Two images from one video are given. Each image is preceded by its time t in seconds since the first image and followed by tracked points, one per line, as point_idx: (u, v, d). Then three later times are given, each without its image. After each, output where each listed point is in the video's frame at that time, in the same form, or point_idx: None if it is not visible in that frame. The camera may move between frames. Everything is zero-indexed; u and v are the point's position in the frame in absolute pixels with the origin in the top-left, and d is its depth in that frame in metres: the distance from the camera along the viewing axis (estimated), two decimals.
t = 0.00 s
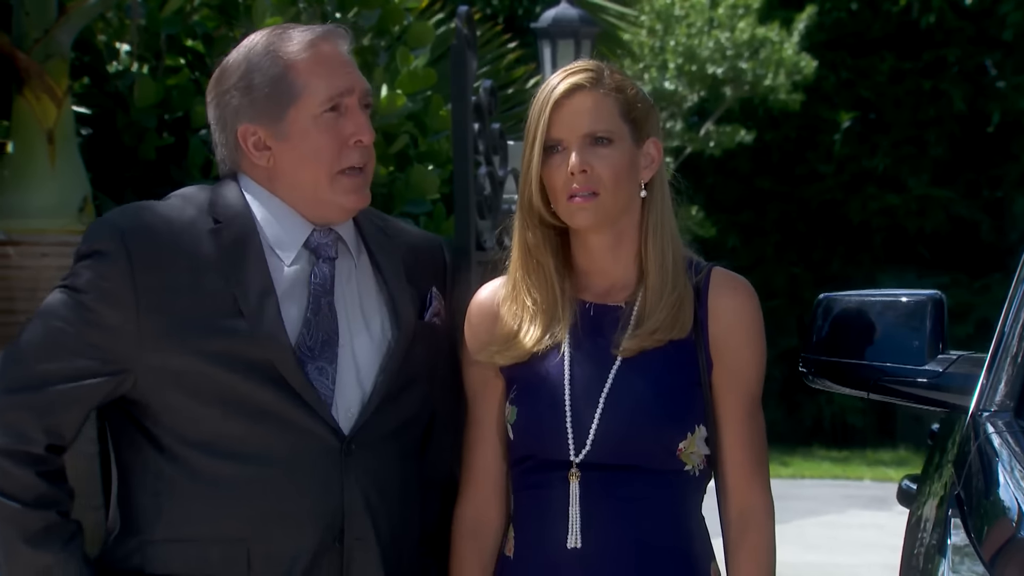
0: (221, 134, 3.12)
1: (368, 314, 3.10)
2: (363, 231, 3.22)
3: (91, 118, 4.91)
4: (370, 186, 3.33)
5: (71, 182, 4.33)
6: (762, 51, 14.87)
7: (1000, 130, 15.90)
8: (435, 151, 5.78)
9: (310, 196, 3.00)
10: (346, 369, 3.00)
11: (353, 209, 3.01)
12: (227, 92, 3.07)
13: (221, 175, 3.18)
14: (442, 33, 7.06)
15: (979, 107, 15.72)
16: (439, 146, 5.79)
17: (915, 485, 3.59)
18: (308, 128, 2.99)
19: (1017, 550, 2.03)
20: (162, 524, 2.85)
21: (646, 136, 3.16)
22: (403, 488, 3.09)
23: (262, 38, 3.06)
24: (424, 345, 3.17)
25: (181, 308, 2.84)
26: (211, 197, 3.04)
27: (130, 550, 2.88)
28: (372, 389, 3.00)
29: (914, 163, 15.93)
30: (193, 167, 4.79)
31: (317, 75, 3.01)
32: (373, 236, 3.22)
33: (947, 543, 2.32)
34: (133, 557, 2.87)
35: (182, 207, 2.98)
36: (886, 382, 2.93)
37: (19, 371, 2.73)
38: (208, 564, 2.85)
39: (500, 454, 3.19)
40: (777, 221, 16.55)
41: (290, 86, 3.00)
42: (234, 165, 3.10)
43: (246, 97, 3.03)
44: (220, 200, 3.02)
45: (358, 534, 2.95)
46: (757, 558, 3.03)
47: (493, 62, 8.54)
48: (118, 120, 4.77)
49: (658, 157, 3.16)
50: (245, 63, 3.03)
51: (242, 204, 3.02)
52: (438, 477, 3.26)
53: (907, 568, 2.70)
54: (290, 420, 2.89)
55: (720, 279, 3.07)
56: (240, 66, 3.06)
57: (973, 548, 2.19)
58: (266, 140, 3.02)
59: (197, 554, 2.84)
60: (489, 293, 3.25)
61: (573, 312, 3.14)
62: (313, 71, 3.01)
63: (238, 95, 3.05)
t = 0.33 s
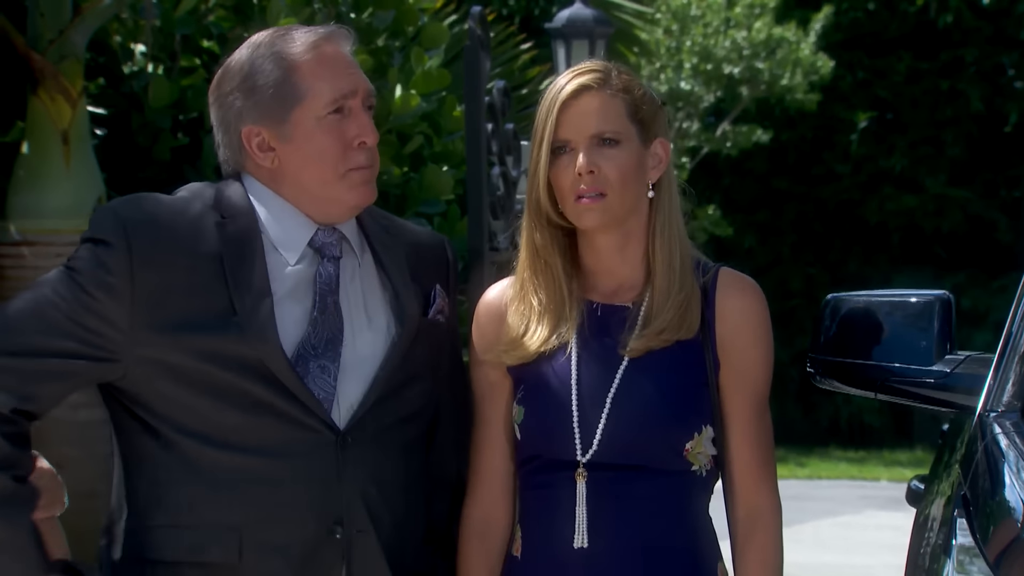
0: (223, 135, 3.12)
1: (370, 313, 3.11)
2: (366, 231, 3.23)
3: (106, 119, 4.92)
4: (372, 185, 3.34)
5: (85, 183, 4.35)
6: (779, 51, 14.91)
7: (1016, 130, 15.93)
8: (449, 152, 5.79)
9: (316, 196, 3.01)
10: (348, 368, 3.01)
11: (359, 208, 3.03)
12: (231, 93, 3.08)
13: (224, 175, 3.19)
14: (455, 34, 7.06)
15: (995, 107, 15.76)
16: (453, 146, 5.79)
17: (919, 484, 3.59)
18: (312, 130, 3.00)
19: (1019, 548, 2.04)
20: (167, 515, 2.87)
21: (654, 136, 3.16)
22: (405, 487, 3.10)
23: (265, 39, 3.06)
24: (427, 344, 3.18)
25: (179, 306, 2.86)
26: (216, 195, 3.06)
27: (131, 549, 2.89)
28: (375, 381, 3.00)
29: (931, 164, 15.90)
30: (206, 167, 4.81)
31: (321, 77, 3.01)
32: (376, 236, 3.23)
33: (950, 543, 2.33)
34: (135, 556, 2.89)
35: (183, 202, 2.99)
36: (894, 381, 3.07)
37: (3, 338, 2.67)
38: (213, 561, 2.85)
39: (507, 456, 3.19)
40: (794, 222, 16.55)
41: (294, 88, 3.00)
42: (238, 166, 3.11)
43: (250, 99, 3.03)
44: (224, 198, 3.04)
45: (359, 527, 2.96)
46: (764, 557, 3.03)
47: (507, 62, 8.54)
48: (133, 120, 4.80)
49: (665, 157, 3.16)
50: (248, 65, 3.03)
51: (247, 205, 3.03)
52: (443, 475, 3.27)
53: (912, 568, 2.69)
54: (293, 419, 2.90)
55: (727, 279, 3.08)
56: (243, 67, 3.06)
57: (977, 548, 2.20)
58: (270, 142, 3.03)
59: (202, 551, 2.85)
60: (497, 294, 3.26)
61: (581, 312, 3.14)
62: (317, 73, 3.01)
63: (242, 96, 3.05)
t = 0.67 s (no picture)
0: (227, 138, 3.12)
1: (373, 315, 3.12)
2: (366, 233, 3.24)
3: (120, 120, 4.92)
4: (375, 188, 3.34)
5: (97, 185, 4.37)
6: (793, 51, 15.31)
7: None
8: (462, 153, 5.77)
9: (320, 197, 3.01)
10: (353, 368, 3.02)
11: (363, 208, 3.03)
12: (236, 94, 3.07)
13: (227, 178, 3.18)
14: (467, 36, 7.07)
15: (1011, 108, 16.35)
16: (466, 148, 5.77)
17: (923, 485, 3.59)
18: (316, 132, 3.01)
19: (1018, 549, 2.06)
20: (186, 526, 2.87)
21: (657, 137, 3.15)
22: (409, 488, 3.11)
23: (271, 41, 3.06)
24: (430, 347, 3.18)
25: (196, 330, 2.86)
26: (212, 208, 3.05)
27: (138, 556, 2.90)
28: (380, 391, 3.02)
29: (947, 163, 16.50)
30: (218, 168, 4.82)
31: (325, 78, 3.02)
32: (376, 239, 3.23)
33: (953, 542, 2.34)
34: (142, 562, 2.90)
35: (193, 224, 2.99)
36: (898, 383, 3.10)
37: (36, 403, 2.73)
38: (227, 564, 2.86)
39: (513, 457, 3.21)
40: (809, 222, 16.93)
41: (299, 89, 3.01)
42: (242, 168, 3.10)
43: (255, 99, 3.03)
44: (221, 210, 3.02)
45: (370, 535, 2.97)
46: (769, 555, 3.03)
47: (521, 62, 8.55)
48: (144, 122, 4.81)
49: (669, 158, 3.16)
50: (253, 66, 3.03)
51: (246, 213, 3.02)
52: (444, 478, 3.27)
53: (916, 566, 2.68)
54: (298, 421, 2.91)
55: (732, 280, 3.07)
56: (247, 68, 3.06)
57: (978, 547, 2.21)
58: (274, 142, 3.02)
59: (216, 556, 2.86)
60: (502, 295, 3.26)
61: (585, 312, 3.14)
62: (322, 74, 3.02)
63: (247, 96, 3.05)
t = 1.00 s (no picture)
0: (217, 139, 3.11)
1: (368, 316, 3.12)
2: (360, 234, 3.24)
3: (130, 121, 4.94)
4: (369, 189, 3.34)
5: (106, 184, 4.37)
6: (804, 51, 17.06)
7: None
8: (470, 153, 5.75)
9: (313, 198, 3.01)
10: (353, 369, 3.03)
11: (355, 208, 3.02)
12: (226, 94, 3.06)
13: (218, 180, 3.18)
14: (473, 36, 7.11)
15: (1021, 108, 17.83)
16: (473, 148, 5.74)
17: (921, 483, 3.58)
18: (307, 132, 3.01)
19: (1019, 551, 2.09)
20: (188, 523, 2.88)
21: (656, 138, 3.14)
22: (410, 487, 3.11)
23: (260, 41, 3.06)
24: (427, 347, 3.18)
25: (196, 337, 2.86)
26: (207, 212, 3.05)
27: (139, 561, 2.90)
28: (380, 393, 3.03)
29: (958, 164, 18.03)
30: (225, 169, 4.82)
31: (313, 78, 3.02)
32: (370, 240, 3.24)
33: (951, 543, 2.34)
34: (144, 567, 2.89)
35: (192, 228, 2.99)
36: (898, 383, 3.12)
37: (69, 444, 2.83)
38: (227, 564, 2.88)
39: (513, 458, 3.21)
40: (819, 222, 18.64)
41: (290, 89, 3.01)
42: (232, 170, 3.09)
43: (245, 100, 3.03)
44: (216, 216, 3.02)
45: (373, 538, 2.98)
46: (768, 554, 3.03)
47: (529, 63, 8.60)
48: (154, 122, 4.82)
49: (669, 158, 3.15)
50: (244, 66, 3.02)
51: (243, 218, 3.02)
52: (443, 480, 3.27)
53: (914, 567, 2.65)
54: (300, 422, 2.90)
55: (733, 281, 3.07)
56: (236, 68, 3.06)
57: (977, 548, 2.23)
58: (265, 143, 3.02)
59: (217, 556, 2.87)
60: (502, 295, 3.26)
61: (585, 313, 3.15)
62: (311, 74, 3.02)
63: (237, 96, 3.05)
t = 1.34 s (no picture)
0: (224, 143, 3.06)
1: (371, 318, 3.13)
2: (361, 237, 3.25)
3: (142, 122, 4.94)
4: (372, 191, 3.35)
5: (117, 185, 4.39)
6: (818, 52, 17.35)
7: None
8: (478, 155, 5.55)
9: (326, 207, 3.02)
10: (359, 370, 3.04)
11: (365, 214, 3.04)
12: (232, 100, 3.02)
13: (219, 180, 3.13)
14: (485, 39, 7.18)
15: None
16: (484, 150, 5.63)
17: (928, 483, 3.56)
18: (322, 144, 2.99)
19: (1020, 552, 2.12)
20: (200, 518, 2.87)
21: (658, 138, 3.13)
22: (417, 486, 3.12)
23: (274, 48, 3.00)
24: (430, 348, 3.19)
25: (200, 324, 2.88)
26: (209, 214, 3.06)
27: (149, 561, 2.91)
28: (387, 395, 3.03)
29: (973, 165, 18.17)
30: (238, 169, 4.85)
31: (331, 90, 3.00)
32: (372, 242, 3.25)
33: (952, 544, 2.39)
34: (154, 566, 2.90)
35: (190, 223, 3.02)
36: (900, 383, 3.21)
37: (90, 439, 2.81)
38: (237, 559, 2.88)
39: (516, 458, 3.21)
40: (834, 224, 18.76)
41: (306, 101, 2.98)
42: (240, 175, 3.06)
43: (257, 108, 2.99)
44: (220, 218, 3.02)
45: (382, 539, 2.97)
46: (771, 557, 3.03)
47: (539, 65, 8.62)
48: (164, 124, 4.82)
49: (671, 159, 3.14)
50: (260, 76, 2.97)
51: (244, 217, 3.03)
52: (449, 482, 3.26)
53: (915, 565, 2.67)
54: (311, 422, 2.91)
55: (735, 283, 3.08)
56: (250, 75, 2.99)
57: (979, 548, 2.26)
58: (279, 153, 2.99)
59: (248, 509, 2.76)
60: (505, 298, 3.26)
61: (588, 315, 3.15)
62: (328, 86, 2.99)
63: (248, 104, 3.00)
